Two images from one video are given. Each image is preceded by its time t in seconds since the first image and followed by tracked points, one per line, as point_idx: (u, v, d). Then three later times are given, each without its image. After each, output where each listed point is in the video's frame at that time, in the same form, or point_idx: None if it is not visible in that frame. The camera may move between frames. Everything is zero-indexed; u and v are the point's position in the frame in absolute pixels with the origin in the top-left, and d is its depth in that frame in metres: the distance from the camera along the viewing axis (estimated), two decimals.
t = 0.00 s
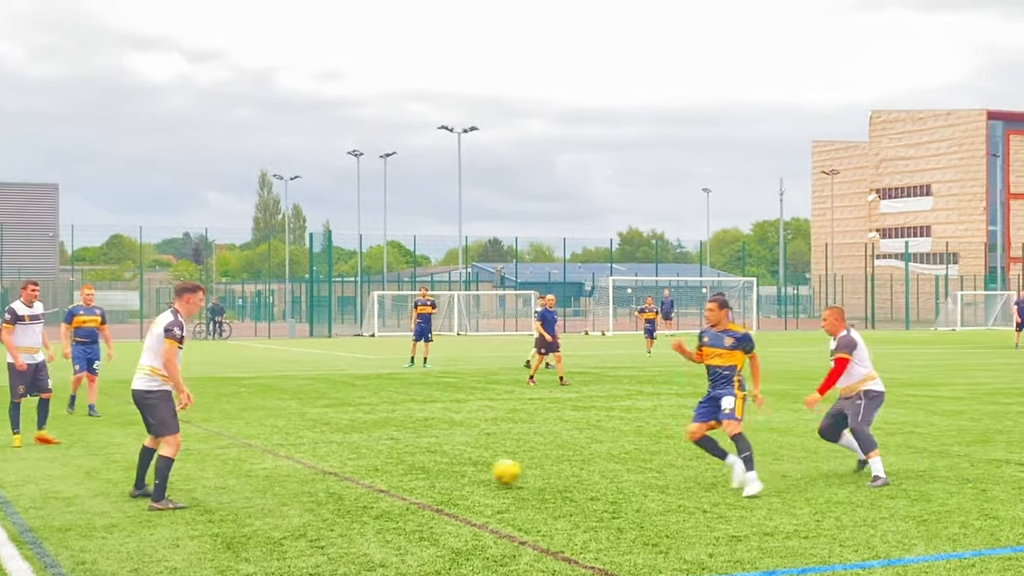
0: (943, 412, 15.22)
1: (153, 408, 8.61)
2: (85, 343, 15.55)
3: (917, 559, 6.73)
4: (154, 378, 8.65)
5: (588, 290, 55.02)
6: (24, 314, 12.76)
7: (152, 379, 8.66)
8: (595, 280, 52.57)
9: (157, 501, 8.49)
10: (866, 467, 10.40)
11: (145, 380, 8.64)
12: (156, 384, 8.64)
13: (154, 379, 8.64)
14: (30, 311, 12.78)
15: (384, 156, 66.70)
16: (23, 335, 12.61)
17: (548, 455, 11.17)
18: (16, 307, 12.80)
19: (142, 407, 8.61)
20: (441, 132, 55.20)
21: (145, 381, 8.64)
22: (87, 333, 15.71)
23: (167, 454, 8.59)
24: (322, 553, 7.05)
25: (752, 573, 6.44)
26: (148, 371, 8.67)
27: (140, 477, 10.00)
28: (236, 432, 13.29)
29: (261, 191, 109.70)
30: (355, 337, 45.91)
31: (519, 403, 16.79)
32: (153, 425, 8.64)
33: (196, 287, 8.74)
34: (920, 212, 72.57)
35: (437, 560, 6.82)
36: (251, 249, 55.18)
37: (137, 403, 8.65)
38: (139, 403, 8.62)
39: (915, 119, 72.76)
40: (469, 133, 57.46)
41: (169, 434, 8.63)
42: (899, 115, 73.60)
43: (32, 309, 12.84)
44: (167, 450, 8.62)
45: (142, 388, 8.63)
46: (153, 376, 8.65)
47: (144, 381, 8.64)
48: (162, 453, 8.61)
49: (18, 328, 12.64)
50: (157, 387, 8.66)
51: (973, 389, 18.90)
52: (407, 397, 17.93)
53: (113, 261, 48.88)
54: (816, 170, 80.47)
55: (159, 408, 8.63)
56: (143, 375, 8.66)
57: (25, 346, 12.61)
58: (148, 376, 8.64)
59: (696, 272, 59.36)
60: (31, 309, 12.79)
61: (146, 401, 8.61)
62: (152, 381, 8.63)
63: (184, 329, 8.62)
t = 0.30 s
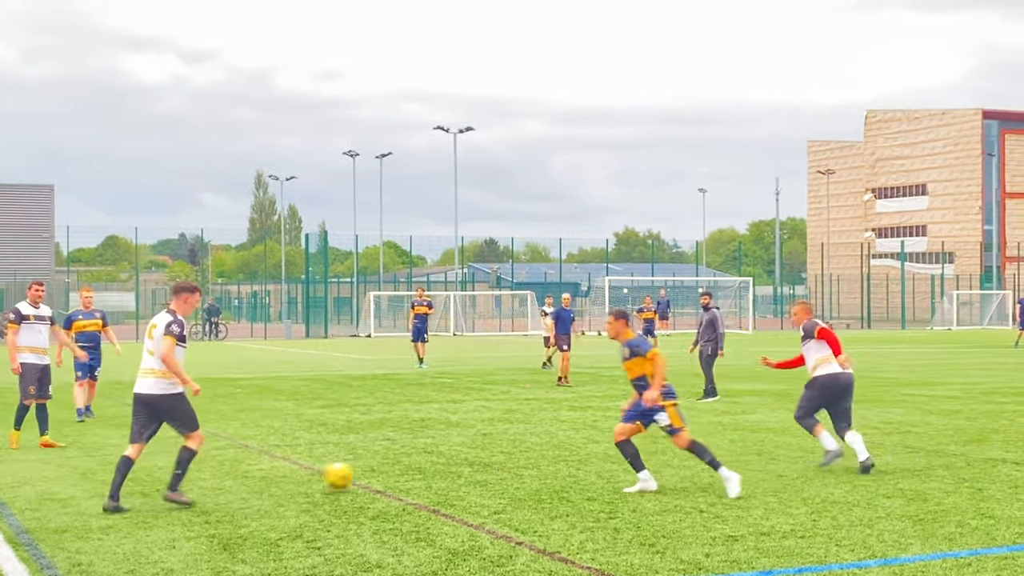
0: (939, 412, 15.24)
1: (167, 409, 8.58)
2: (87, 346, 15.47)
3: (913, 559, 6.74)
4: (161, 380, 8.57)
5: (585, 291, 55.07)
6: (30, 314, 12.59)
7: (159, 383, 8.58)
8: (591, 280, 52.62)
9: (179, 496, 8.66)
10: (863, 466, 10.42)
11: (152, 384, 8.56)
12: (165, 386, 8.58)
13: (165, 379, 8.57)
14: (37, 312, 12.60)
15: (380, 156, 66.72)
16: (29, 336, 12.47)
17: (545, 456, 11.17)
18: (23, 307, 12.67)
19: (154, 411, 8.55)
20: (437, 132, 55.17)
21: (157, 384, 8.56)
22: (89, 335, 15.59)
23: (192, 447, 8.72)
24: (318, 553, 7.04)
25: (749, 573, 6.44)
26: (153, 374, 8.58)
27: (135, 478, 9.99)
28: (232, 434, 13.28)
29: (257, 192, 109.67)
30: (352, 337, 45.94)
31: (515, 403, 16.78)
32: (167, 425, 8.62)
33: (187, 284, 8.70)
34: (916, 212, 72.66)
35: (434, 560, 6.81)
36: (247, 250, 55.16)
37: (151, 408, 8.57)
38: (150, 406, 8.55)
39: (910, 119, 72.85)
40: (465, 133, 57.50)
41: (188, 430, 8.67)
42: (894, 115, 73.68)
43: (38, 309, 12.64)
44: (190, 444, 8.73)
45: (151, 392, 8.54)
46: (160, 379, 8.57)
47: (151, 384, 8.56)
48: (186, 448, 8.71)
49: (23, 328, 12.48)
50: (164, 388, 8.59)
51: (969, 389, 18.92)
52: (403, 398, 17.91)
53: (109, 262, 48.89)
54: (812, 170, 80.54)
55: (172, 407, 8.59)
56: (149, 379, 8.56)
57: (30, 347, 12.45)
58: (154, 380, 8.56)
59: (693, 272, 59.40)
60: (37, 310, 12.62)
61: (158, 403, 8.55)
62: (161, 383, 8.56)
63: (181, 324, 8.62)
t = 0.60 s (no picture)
0: (930, 410, 15.29)
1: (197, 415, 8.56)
2: (87, 348, 15.30)
3: (904, 557, 6.75)
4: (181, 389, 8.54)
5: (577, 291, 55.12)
6: (23, 314, 12.47)
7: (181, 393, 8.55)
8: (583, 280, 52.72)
9: (202, 496, 8.69)
10: (853, 465, 10.46)
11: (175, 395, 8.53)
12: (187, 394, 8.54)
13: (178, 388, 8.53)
14: (31, 312, 12.48)
15: (371, 157, 66.68)
16: (23, 337, 12.39)
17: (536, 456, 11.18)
18: (14, 307, 12.49)
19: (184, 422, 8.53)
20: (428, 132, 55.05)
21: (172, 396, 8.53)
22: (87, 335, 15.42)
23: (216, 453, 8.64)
24: (311, 553, 7.04)
25: (742, 571, 6.46)
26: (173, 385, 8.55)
27: (128, 480, 9.95)
28: (224, 434, 13.25)
29: (248, 193, 109.42)
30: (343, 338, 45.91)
31: (507, 403, 16.80)
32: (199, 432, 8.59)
33: (186, 292, 8.69)
34: (906, 211, 72.86)
35: (427, 561, 6.80)
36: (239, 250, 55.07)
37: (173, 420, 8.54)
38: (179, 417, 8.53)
39: (901, 118, 73.01)
40: (457, 134, 57.47)
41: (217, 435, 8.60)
42: (884, 114, 73.89)
43: (32, 310, 12.51)
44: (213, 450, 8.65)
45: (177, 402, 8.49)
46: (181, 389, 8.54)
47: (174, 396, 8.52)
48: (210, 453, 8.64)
49: (17, 329, 12.40)
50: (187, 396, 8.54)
51: (959, 388, 18.98)
52: (395, 398, 17.90)
53: (100, 263, 48.81)
54: (804, 169, 80.64)
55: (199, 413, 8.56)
56: (171, 391, 8.54)
57: (26, 348, 12.38)
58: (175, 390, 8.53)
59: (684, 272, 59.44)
60: (30, 310, 12.51)
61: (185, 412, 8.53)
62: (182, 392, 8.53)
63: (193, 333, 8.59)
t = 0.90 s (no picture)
0: (919, 408, 15.35)
1: (196, 408, 8.54)
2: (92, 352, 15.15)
3: (893, 555, 6.77)
4: (178, 385, 8.47)
5: (566, 290, 55.05)
6: (15, 318, 12.39)
7: (176, 387, 8.48)
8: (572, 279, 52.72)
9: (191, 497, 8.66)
10: (842, 463, 10.48)
11: (171, 389, 8.46)
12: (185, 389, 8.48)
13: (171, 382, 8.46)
14: (22, 316, 12.42)
15: (360, 156, 66.56)
16: (16, 341, 12.34)
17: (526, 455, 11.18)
18: (6, 310, 12.40)
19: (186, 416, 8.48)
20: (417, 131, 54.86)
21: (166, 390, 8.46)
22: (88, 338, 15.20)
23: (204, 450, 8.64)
24: (300, 554, 7.03)
25: (731, 570, 6.47)
26: (166, 380, 8.46)
27: (117, 482, 9.90)
28: (212, 436, 13.22)
29: (235, 193, 109.14)
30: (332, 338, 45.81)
31: (497, 403, 16.81)
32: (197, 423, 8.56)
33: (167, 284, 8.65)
34: (894, 210, 73.10)
35: (416, 561, 6.79)
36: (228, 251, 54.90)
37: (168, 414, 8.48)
38: (178, 411, 8.48)
39: (889, 117, 73.20)
40: (445, 134, 57.36)
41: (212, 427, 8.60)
42: (872, 113, 74.07)
43: (22, 313, 12.44)
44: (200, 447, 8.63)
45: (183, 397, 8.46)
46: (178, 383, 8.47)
47: (171, 390, 8.45)
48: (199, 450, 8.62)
49: (11, 333, 12.33)
50: (184, 391, 8.49)
51: (947, 385, 19.05)
52: (384, 398, 17.89)
53: (88, 263, 48.58)
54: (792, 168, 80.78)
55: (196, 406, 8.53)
56: (166, 386, 8.45)
57: (19, 354, 12.34)
58: (171, 385, 8.46)
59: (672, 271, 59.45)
60: (20, 313, 12.43)
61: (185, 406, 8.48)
62: (180, 387, 8.47)
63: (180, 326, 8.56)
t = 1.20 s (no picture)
0: (899, 405, 15.44)
1: (169, 411, 8.46)
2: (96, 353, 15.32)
3: (874, 552, 6.80)
4: (157, 385, 8.41)
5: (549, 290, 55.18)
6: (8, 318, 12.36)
7: (154, 386, 8.42)
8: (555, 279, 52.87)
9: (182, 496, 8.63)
10: (824, 460, 10.54)
11: (147, 388, 8.39)
12: (162, 389, 8.43)
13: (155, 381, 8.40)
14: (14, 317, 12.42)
15: (343, 156, 66.54)
16: (9, 341, 12.37)
17: (510, 453, 11.19)
18: None
19: (157, 417, 8.41)
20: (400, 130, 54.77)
21: (148, 388, 8.39)
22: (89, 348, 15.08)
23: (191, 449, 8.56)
24: (284, 554, 7.02)
25: (713, 567, 6.49)
26: (145, 377, 8.39)
27: (98, 483, 9.85)
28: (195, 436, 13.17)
29: (217, 193, 108.86)
30: (315, 338, 45.82)
31: (481, 401, 16.80)
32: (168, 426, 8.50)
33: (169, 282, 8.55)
34: (875, 208, 73.47)
35: (401, 560, 6.79)
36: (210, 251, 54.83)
37: (147, 413, 8.42)
38: (150, 411, 8.41)
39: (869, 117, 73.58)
40: (428, 133, 57.40)
41: (186, 432, 8.50)
42: (853, 112, 74.44)
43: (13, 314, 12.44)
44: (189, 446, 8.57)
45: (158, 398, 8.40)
46: (156, 383, 8.41)
47: (147, 389, 8.39)
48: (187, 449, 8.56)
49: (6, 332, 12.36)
50: (159, 391, 8.43)
51: (927, 382, 19.16)
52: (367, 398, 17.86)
53: (69, 264, 48.43)
54: (774, 167, 81.08)
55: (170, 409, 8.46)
56: (143, 383, 8.38)
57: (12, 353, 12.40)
58: (149, 383, 8.39)
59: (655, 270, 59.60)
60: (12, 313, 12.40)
61: (159, 408, 8.42)
62: (157, 386, 8.41)
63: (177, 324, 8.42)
